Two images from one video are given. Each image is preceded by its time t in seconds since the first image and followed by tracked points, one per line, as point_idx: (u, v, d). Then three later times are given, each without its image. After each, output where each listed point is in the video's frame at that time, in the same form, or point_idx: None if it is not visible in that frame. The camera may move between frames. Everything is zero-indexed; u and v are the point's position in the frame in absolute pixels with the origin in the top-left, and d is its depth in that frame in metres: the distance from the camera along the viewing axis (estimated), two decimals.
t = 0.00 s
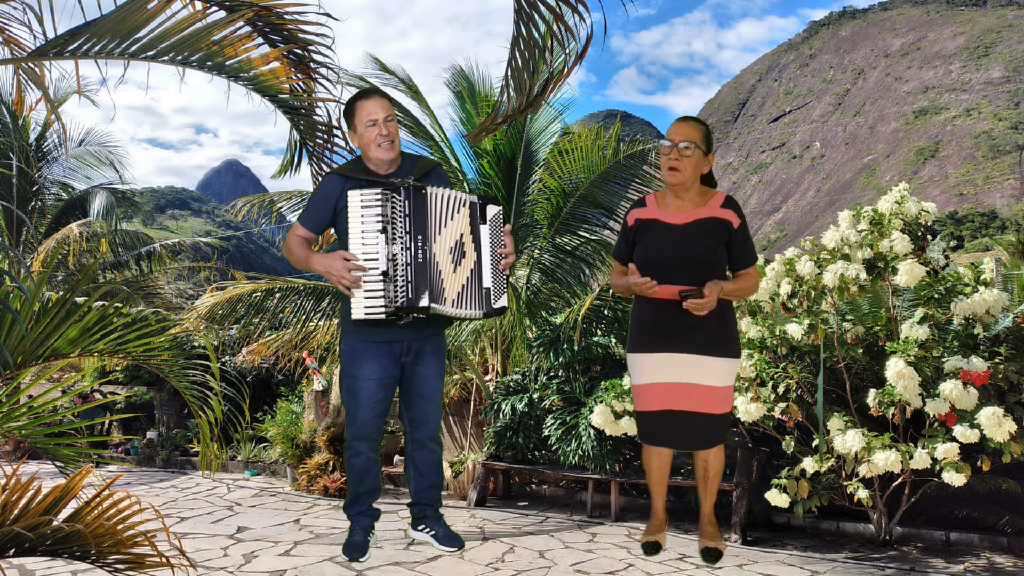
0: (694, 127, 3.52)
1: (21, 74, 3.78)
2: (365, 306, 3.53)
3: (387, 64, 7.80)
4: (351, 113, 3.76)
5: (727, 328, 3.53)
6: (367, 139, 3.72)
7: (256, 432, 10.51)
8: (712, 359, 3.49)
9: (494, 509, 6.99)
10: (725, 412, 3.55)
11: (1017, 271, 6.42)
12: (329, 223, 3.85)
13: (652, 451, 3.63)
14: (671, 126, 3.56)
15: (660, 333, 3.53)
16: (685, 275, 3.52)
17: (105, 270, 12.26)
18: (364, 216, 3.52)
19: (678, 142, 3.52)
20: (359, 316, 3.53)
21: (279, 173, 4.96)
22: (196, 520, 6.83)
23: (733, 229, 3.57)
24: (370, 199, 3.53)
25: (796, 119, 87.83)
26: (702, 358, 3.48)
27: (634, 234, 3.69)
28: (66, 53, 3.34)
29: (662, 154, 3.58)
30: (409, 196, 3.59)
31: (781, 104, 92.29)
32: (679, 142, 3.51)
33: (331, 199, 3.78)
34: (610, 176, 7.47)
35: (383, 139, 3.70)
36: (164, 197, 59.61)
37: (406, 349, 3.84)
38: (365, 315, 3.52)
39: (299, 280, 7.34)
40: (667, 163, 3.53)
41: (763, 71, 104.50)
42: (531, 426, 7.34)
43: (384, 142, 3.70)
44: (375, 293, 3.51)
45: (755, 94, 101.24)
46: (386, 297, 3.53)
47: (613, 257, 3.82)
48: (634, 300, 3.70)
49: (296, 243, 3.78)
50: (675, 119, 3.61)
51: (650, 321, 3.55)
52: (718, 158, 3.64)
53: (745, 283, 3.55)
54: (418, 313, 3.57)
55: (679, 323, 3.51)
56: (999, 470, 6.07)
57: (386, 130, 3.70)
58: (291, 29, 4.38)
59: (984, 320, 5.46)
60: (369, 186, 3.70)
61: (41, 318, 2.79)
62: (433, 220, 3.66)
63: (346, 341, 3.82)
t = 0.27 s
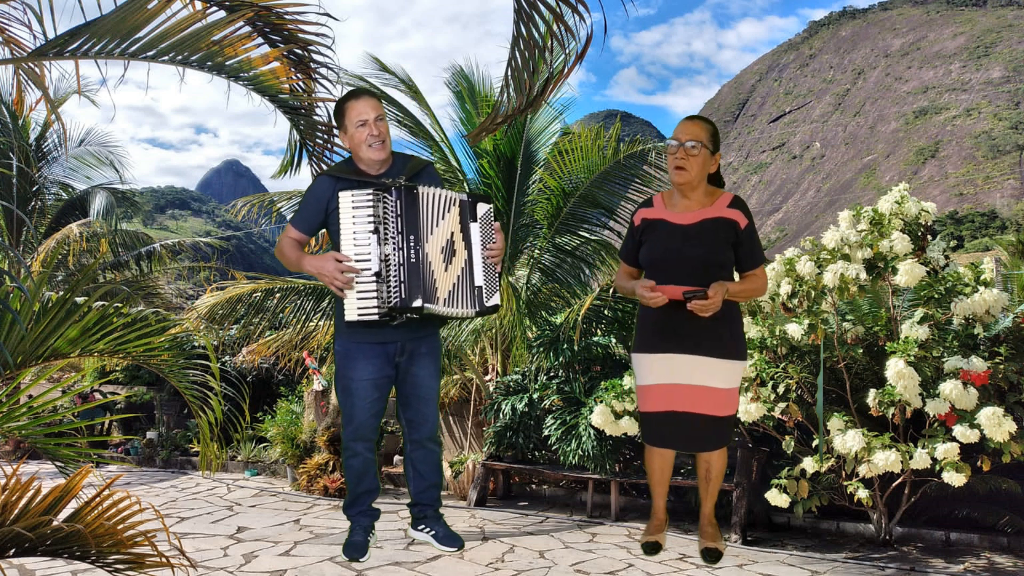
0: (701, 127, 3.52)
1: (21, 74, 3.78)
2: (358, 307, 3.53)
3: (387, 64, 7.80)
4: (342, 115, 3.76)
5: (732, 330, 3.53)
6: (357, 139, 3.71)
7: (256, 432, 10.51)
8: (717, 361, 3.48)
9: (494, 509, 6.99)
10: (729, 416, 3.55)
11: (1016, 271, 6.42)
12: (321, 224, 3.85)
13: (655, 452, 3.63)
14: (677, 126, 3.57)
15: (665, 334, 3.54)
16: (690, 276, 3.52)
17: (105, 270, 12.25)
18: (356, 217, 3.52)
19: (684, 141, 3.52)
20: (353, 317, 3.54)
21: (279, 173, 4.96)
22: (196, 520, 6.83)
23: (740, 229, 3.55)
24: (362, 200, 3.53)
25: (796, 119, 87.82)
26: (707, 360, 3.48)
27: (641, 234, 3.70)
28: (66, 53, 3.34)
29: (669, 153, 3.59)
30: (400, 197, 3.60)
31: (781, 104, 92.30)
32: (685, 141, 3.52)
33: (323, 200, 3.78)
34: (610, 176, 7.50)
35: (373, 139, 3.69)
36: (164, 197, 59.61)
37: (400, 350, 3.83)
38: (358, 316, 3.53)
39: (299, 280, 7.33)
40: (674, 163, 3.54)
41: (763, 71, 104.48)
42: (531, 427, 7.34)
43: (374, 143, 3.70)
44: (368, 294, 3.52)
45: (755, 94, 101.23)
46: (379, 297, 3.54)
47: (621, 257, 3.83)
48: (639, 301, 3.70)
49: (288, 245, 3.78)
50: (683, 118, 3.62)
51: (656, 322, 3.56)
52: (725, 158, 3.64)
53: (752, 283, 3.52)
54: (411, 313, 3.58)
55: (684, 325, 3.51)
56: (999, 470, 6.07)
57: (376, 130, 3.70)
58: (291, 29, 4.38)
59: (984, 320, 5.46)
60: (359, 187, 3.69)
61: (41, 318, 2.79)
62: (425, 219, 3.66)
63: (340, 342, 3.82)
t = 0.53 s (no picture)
0: (708, 126, 3.52)
1: (21, 74, 3.78)
2: (353, 308, 3.55)
3: (387, 64, 7.79)
4: (334, 115, 3.76)
5: (736, 331, 3.53)
6: (349, 140, 3.71)
7: (256, 432, 10.51)
8: (722, 363, 3.48)
9: (494, 509, 6.99)
10: (733, 417, 3.55)
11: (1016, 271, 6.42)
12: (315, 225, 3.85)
13: (656, 453, 3.62)
14: (684, 125, 3.56)
15: (669, 335, 3.53)
16: (696, 276, 3.52)
17: (105, 270, 12.25)
18: (349, 218, 3.53)
19: (692, 141, 3.52)
20: (348, 318, 3.56)
21: (279, 173, 4.97)
22: (196, 520, 6.83)
23: (746, 229, 3.55)
24: (355, 201, 3.54)
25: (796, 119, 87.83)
26: (712, 361, 3.48)
27: (646, 234, 3.69)
28: (66, 53, 3.34)
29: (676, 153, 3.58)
30: (394, 197, 3.60)
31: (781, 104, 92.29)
32: (693, 141, 3.52)
33: (316, 202, 3.78)
34: (610, 176, 7.50)
35: (365, 139, 3.69)
36: (164, 197, 59.61)
37: (396, 350, 3.83)
38: (354, 317, 3.55)
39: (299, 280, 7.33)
40: (681, 162, 3.53)
41: (763, 71, 104.47)
42: (531, 427, 7.34)
43: (367, 143, 3.69)
44: (363, 295, 3.54)
45: (755, 94, 101.22)
46: (374, 298, 3.55)
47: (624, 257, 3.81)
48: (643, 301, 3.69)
49: (281, 247, 3.77)
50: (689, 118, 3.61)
51: (660, 323, 3.55)
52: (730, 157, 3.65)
53: (758, 285, 3.53)
54: (407, 313, 3.58)
55: (689, 325, 3.51)
56: (999, 470, 6.07)
57: (368, 131, 3.70)
58: (291, 29, 4.39)
59: (984, 320, 5.46)
60: (352, 188, 3.69)
61: (41, 318, 2.79)
62: (419, 219, 3.65)
63: (335, 344, 3.82)
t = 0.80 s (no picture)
0: (713, 126, 3.52)
1: (21, 74, 3.78)
2: (351, 309, 3.55)
3: (387, 64, 7.79)
4: (327, 116, 3.76)
5: (738, 332, 3.53)
6: (344, 140, 3.70)
7: (256, 432, 10.51)
8: (724, 364, 3.49)
9: (494, 509, 6.99)
10: (734, 418, 3.55)
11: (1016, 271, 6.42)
12: (310, 227, 3.84)
13: (656, 454, 3.62)
14: (687, 125, 3.56)
15: (671, 336, 3.51)
16: (700, 276, 3.52)
17: (105, 270, 12.25)
18: (345, 219, 3.53)
19: (698, 140, 3.52)
20: (346, 320, 3.56)
21: (279, 173, 4.97)
22: (196, 519, 6.83)
23: (750, 230, 3.57)
24: (351, 202, 3.54)
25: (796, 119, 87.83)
26: (714, 362, 3.48)
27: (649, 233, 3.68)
28: (66, 53, 3.34)
29: (681, 153, 3.57)
30: (390, 197, 3.60)
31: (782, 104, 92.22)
32: (699, 140, 3.51)
33: (311, 203, 3.77)
34: (610, 176, 7.51)
35: (360, 139, 3.69)
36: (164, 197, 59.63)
37: (394, 350, 3.83)
38: (351, 318, 3.55)
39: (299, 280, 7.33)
40: (688, 162, 3.52)
41: (763, 71, 104.46)
42: (531, 427, 7.34)
43: (362, 143, 3.69)
44: (361, 296, 3.54)
45: (755, 94, 101.20)
46: (372, 299, 3.55)
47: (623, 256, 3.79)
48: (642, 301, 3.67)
49: (277, 248, 3.76)
50: (692, 117, 3.61)
51: (661, 324, 3.54)
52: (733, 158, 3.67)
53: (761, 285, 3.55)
54: (405, 314, 3.58)
55: (690, 326, 3.50)
56: (999, 470, 6.07)
57: (362, 131, 3.70)
58: (291, 29, 4.38)
59: (984, 320, 5.45)
60: (347, 189, 3.69)
61: (41, 318, 2.79)
62: (415, 219, 3.65)
63: (333, 345, 3.82)
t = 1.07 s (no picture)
0: (711, 126, 3.53)
1: (21, 74, 3.78)
2: (350, 310, 3.55)
3: (387, 64, 7.79)
4: (324, 117, 3.76)
5: (738, 332, 3.53)
6: (341, 141, 3.70)
7: (256, 432, 10.51)
8: (724, 364, 3.49)
9: (494, 509, 6.99)
10: (734, 418, 3.55)
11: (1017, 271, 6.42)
12: (309, 228, 3.84)
13: (657, 455, 3.62)
14: (684, 125, 3.56)
15: (671, 336, 3.52)
16: (701, 276, 3.51)
17: (105, 270, 12.25)
18: (345, 220, 3.52)
19: (698, 140, 3.52)
20: (345, 321, 3.56)
21: (279, 173, 4.97)
22: (196, 519, 6.83)
23: (748, 230, 3.58)
24: (350, 203, 3.52)
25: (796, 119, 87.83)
26: (713, 362, 3.48)
27: (647, 234, 3.65)
28: (66, 53, 3.34)
29: (680, 153, 3.56)
30: (388, 199, 3.60)
31: (782, 104, 92.22)
32: (699, 141, 3.52)
33: (310, 204, 3.77)
34: (610, 176, 7.50)
35: (357, 139, 3.69)
36: (164, 197, 59.64)
37: (392, 350, 3.84)
38: (351, 319, 3.55)
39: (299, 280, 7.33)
40: (688, 163, 3.52)
41: (763, 71, 104.46)
42: (531, 427, 7.34)
43: (359, 143, 3.69)
44: (360, 297, 3.54)
45: (755, 94, 101.20)
46: (371, 300, 3.55)
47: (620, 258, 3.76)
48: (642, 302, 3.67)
49: (276, 250, 3.76)
50: (687, 117, 3.60)
51: (661, 324, 3.54)
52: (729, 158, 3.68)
53: (760, 285, 3.56)
54: (404, 315, 3.59)
55: (690, 326, 3.50)
56: (999, 470, 6.07)
57: (360, 131, 3.70)
58: (291, 29, 4.39)
59: (984, 320, 5.46)
60: (346, 190, 3.68)
61: (41, 318, 2.79)
62: (414, 220, 3.65)
63: (331, 346, 3.82)
